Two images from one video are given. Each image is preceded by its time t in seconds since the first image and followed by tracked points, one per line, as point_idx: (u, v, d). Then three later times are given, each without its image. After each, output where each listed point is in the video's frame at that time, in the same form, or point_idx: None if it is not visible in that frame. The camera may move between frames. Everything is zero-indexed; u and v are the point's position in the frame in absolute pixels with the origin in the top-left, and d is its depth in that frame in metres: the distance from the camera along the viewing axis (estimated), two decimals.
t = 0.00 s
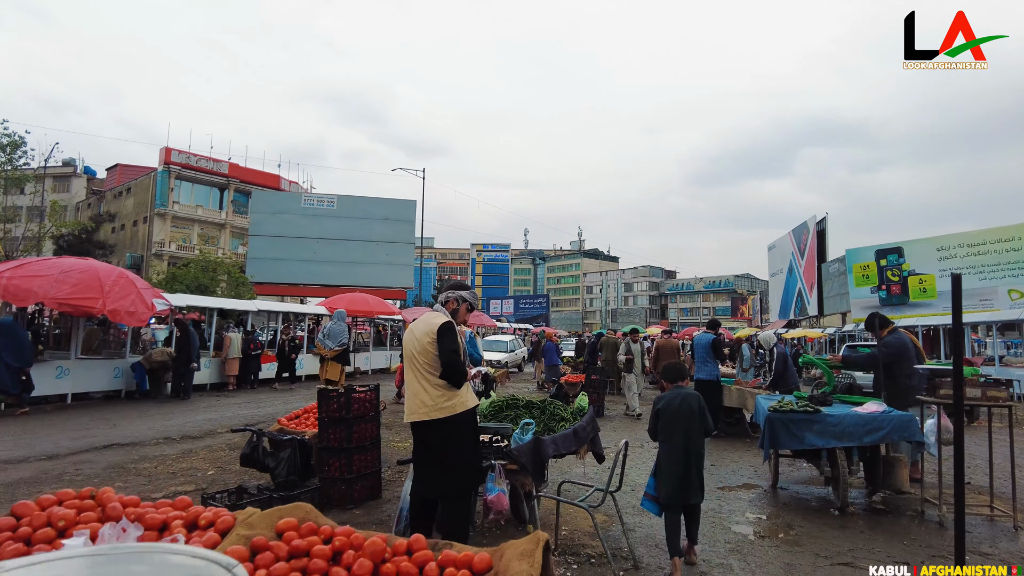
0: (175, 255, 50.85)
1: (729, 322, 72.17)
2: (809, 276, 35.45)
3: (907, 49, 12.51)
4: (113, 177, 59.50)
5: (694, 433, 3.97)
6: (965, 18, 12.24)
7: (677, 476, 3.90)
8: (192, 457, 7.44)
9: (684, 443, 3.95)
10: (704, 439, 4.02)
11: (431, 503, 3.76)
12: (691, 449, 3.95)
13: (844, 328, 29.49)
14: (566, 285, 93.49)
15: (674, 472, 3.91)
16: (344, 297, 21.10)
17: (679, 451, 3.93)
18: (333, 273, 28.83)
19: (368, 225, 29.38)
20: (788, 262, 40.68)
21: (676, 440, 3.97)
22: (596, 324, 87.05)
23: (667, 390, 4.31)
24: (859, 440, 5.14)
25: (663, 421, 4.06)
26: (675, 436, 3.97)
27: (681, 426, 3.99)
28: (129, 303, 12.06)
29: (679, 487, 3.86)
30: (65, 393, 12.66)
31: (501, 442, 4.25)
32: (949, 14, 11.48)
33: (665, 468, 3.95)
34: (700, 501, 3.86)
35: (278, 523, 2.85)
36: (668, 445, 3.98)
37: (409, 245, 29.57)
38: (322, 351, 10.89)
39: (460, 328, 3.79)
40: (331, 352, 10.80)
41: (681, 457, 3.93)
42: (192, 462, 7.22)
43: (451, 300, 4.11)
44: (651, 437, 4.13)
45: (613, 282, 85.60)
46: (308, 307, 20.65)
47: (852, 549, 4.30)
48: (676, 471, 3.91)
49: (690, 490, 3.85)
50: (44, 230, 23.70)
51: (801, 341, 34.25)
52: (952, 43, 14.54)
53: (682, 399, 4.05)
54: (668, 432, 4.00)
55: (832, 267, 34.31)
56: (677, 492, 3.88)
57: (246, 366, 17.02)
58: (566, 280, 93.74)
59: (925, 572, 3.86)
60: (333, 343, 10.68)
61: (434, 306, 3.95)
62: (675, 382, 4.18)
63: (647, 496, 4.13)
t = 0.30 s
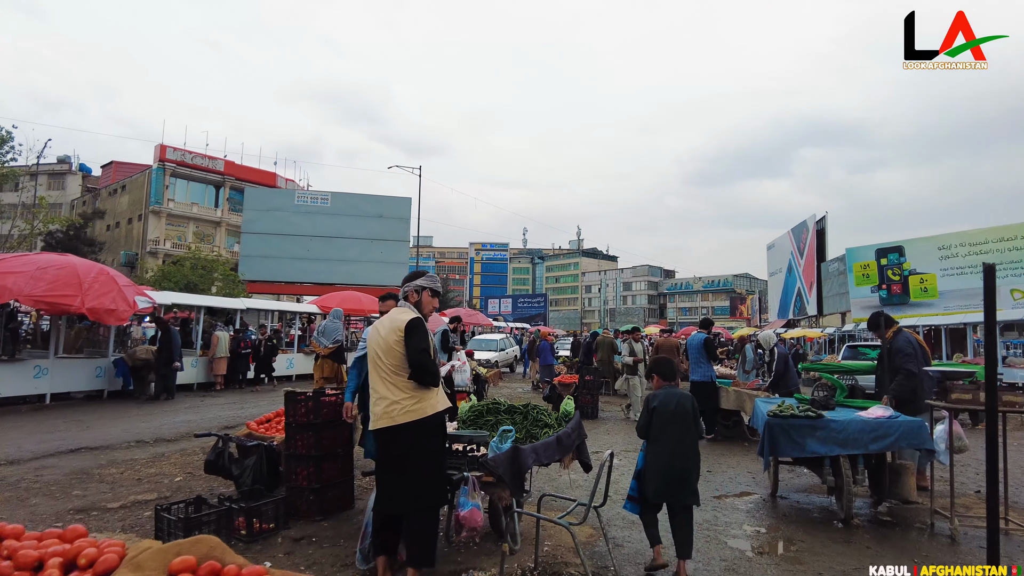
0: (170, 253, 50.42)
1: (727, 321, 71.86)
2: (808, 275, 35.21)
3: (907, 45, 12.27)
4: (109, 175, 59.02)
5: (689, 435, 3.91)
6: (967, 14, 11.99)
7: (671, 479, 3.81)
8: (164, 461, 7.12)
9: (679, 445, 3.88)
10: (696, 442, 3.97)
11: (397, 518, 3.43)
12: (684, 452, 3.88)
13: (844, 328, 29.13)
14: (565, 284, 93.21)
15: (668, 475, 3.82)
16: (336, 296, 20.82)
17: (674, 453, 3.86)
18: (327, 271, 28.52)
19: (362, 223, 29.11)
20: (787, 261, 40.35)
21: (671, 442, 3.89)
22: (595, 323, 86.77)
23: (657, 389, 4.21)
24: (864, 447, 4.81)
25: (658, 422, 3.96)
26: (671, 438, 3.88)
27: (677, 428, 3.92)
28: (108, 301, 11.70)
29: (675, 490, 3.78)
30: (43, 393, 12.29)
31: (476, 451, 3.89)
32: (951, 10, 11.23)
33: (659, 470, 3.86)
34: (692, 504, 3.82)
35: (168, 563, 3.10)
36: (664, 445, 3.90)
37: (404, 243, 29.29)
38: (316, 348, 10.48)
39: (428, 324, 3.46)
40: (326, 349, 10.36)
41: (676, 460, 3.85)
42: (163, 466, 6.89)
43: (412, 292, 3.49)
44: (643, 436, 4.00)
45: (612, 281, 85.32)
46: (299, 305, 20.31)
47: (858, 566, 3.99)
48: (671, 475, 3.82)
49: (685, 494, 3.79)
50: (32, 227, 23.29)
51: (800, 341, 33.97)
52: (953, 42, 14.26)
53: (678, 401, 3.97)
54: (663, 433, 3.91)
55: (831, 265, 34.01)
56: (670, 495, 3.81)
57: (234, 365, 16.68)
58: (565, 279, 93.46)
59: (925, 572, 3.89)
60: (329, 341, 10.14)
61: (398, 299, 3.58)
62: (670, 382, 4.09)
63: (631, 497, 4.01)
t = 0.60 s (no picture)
0: (163, 251, 49.89)
1: (724, 320, 71.64)
2: (804, 275, 35.03)
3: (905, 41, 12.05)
4: (101, 173, 58.40)
5: (658, 438, 3.81)
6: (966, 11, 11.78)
7: (649, 485, 3.69)
8: (132, 466, 6.79)
9: (652, 450, 3.77)
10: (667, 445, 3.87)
11: (357, 536, 3.11)
12: (656, 455, 3.78)
13: (841, 328, 28.89)
14: (562, 284, 92.94)
15: (644, 481, 3.70)
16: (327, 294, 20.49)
17: (648, 459, 3.74)
18: (320, 270, 28.17)
19: (355, 221, 28.79)
20: (784, 260, 40.11)
21: (644, 447, 3.76)
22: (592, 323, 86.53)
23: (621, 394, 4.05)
24: (867, 455, 4.52)
25: (629, 428, 3.80)
26: (644, 444, 3.76)
27: (649, 433, 3.80)
28: (86, 300, 11.35)
29: (654, 497, 3.66)
30: (19, 394, 11.92)
31: (447, 462, 3.57)
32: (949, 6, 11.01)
33: (635, 477, 3.72)
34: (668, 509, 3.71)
35: None
36: (638, 453, 3.75)
37: (397, 242, 28.97)
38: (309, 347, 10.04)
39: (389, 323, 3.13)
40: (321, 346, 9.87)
41: (652, 465, 3.73)
42: (130, 472, 6.56)
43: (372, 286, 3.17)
44: (614, 444, 3.82)
45: (608, 281, 85.10)
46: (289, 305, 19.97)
47: None
48: (649, 481, 3.70)
49: (665, 499, 3.68)
50: (17, 225, 22.83)
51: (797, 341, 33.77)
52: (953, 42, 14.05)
53: (648, 404, 3.85)
54: (636, 439, 3.77)
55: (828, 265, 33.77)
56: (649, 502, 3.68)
57: (221, 366, 16.31)
58: (561, 279, 93.21)
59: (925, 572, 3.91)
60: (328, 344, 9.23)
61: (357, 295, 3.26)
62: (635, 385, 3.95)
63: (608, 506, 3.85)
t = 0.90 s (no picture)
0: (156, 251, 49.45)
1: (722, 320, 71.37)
2: (803, 275, 34.75)
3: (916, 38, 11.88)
4: (95, 172, 57.94)
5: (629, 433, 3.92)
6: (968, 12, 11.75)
7: (619, 477, 3.81)
8: (96, 471, 6.45)
9: (621, 444, 3.88)
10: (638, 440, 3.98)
11: (307, 559, 2.76)
12: (627, 450, 3.89)
13: (840, 327, 28.59)
14: (559, 284, 92.66)
15: (614, 476, 3.81)
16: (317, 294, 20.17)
17: (618, 453, 3.85)
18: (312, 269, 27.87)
19: (348, 219, 28.45)
20: (782, 260, 39.83)
21: (614, 442, 3.87)
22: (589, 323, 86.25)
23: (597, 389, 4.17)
24: (874, 463, 4.18)
25: (600, 422, 3.91)
26: (615, 438, 3.86)
27: (620, 428, 3.90)
28: (62, 298, 10.94)
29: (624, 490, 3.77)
30: None
31: (413, 473, 3.22)
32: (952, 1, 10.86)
33: (606, 470, 3.83)
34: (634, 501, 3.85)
35: None
36: (609, 447, 3.87)
37: (390, 240, 28.61)
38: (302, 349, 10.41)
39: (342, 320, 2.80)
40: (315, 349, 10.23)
41: (622, 458, 3.84)
42: (93, 476, 6.22)
43: (324, 278, 2.84)
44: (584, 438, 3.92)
45: (606, 281, 84.89)
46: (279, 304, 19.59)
47: None
48: (618, 474, 3.81)
49: (633, 491, 3.80)
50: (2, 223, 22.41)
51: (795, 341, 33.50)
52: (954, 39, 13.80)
53: (620, 399, 3.97)
54: (607, 434, 3.86)
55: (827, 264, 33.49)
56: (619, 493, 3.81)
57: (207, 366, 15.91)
58: (559, 279, 92.94)
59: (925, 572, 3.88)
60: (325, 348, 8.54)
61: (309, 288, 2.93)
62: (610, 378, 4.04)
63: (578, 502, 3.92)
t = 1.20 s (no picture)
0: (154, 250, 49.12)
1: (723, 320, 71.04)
2: (804, 274, 34.43)
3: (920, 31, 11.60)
4: (93, 170, 57.60)
5: (614, 436, 4.11)
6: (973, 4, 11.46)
7: (600, 478, 3.97)
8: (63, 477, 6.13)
9: (604, 446, 4.05)
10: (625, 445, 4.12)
11: None
12: (610, 453, 4.07)
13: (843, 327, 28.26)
14: (560, 284, 92.35)
15: (597, 477, 3.98)
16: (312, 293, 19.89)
17: (601, 455, 4.02)
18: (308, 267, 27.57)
19: (344, 217, 28.15)
20: (784, 259, 39.51)
21: (597, 443, 4.05)
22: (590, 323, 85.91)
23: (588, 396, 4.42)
24: (891, 474, 3.84)
25: (586, 423, 4.14)
26: (599, 440, 4.03)
27: (605, 430, 4.08)
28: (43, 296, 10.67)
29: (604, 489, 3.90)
30: None
31: (381, 489, 2.90)
32: None
33: (589, 470, 3.97)
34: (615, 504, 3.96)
35: None
36: (594, 448, 4.05)
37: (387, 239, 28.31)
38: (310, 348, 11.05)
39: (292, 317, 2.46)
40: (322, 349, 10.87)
41: (604, 460, 4.00)
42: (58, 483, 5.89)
43: (276, 272, 2.50)
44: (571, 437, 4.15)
45: (607, 281, 84.55)
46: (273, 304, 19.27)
47: None
48: (599, 474, 3.96)
49: (611, 492, 3.95)
50: None
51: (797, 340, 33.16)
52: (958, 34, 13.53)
53: (609, 404, 4.17)
54: (591, 434, 4.06)
55: (829, 264, 33.16)
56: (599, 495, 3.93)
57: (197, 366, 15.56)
58: (559, 279, 92.60)
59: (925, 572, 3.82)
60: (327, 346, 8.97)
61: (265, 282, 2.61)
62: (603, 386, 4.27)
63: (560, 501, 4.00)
